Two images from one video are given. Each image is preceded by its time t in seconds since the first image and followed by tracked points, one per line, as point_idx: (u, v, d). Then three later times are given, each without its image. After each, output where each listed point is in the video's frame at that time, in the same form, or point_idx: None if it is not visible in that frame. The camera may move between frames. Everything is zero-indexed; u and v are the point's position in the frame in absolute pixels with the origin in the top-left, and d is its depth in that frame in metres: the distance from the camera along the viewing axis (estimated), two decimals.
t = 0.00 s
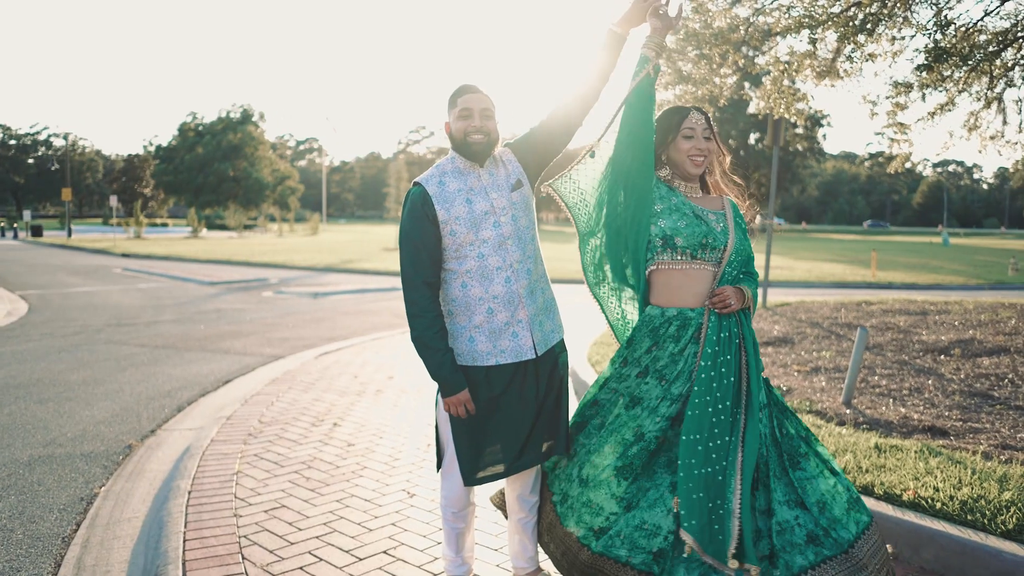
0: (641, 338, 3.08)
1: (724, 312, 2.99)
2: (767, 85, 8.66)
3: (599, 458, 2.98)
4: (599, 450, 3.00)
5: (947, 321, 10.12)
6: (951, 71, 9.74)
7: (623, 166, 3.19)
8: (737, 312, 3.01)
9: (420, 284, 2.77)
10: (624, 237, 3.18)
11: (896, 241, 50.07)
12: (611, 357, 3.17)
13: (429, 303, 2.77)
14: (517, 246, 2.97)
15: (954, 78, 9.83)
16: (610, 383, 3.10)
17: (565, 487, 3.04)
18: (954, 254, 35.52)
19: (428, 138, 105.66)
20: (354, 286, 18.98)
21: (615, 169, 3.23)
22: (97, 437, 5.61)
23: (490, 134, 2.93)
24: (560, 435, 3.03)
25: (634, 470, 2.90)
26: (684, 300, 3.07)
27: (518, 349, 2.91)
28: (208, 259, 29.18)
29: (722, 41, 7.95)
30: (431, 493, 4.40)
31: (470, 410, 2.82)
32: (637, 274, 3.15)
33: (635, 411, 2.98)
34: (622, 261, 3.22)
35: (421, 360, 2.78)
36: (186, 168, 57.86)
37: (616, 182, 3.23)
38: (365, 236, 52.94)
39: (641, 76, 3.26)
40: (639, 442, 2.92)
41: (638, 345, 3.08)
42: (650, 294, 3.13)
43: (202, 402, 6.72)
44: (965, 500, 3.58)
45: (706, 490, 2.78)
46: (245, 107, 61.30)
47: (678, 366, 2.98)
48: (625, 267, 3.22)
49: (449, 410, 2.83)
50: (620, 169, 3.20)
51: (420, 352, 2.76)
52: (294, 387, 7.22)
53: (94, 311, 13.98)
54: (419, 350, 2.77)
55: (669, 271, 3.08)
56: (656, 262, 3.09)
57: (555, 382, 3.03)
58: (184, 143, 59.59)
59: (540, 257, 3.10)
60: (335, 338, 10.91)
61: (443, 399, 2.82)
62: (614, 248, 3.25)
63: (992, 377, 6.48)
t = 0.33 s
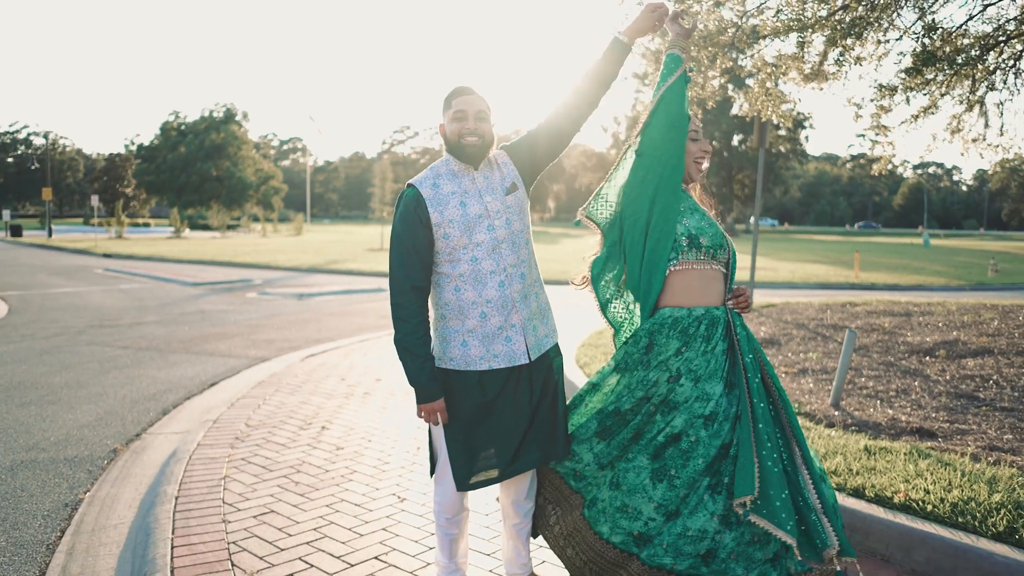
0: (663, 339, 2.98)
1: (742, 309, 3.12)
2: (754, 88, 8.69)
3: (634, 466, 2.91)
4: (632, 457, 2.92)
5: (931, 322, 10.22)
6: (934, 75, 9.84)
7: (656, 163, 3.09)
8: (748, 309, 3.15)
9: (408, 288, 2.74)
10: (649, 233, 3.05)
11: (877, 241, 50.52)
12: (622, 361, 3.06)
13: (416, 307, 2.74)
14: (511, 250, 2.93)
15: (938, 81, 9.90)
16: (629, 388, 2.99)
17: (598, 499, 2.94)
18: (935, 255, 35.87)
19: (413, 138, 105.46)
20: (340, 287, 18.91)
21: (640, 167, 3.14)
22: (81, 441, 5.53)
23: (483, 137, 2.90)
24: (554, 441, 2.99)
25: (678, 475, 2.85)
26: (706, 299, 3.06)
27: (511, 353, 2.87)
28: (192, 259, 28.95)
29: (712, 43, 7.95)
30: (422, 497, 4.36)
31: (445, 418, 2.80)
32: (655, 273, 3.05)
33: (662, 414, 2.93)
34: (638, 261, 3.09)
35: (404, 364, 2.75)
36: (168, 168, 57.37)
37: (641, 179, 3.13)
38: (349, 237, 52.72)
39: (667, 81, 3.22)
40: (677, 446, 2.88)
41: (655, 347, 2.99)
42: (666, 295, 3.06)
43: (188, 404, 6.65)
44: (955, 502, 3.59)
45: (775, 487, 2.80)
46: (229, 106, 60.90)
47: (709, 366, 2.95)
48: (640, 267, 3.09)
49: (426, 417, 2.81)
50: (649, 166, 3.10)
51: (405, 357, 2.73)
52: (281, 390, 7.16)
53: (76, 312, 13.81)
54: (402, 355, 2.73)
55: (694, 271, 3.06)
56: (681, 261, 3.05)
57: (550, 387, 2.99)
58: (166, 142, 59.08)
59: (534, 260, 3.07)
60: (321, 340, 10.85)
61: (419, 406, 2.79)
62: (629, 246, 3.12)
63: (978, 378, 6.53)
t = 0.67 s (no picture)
0: (703, 338, 2.75)
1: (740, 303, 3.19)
2: (740, 90, 8.72)
3: (691, 477, 2.68)
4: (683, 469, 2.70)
5: (915, 322, 10.32)
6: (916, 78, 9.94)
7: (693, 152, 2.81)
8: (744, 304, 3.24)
9: (397, 292, 2.71)
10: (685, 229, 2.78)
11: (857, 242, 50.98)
12: (652, 365, 2.80)
13: (404, 312, 2.71)
14: (505, 253, 2.90)
15: (921, 84, 10.00)
16: (670, 393, 2.75)
17: (653, 515, 2.72)
18: (915, 256, 36.28)
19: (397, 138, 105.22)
20: (324, 288, 18.79)
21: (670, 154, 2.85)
22: (63, 446, 5.45)
23: (478, 139, 2.88)
24: (548, 446, 2.94)
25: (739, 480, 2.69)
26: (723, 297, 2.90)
27: (505, 358, 2.83)
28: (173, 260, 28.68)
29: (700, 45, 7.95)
30: (413, 502, 4.32)
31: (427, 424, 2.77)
32: (684, 269, 2.80)
33: (712, 417, 2.71)
34: (665, 257, 2.80)
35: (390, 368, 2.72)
36: (149, 167, 56.82)
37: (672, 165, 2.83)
38: (332, 237, 52.47)
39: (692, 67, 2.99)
40: (730, 452, 2.70)
41: (698, 347, 2.75)
42: (689, 294, 2.82)
43: (173, 408, 6.57)
44: (946, 504, 3.61)
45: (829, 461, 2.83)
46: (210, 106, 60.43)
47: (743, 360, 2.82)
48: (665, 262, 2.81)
49: (409, 423, 2.78)
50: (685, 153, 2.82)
51: (393, 363, 2.69)
52: (267, 393, 7.10)
53: (56, 314, 13.63)
54: (389, 360, 2.70)
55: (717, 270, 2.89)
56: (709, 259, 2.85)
57: (544, 391, 2.95)
58: (147, 142, 58.53)
59: (528, 263, 3.04)
60: (306, 342, 10.77)
61: (400, 411, 2.75)
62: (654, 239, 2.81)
63: (962, 379, 6.58)
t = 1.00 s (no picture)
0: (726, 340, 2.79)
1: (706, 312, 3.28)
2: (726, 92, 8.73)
3: (751, 490, 2.68)
4: (725, 475, 2.71)
5: (899, 322, 10.40)
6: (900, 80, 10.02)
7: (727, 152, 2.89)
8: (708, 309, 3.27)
9: (388, 293, 2.68)
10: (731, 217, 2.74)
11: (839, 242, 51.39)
12: (676, 367, 2.77)
13: (396, 314, 2.67)
14: (499, 256, 2.87)
15: (904, 86, 10.07)
16: (703, 398, 2.72)
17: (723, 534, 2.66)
18: (896, 257, 36.65)
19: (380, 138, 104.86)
20: (307, 289, 18.66)
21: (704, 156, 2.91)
22: (45, 451, 5.35)
23: (474, 141, 2.86)
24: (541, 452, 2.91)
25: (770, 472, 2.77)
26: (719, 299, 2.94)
27: (499, 362, 2.81)
28: (154, 261, 28.37)
29: (689, 47, 7.93)
30: (404, 506, 4.28)
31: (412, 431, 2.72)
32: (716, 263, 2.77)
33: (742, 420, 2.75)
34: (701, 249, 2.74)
35: (378, 371, 2.68)
36: (129, 167, 56.24)
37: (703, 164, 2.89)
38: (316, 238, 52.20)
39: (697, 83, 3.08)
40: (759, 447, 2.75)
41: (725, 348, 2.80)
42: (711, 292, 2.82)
43: (157, 412, 6.49)
44: (937, 505, 3.62)
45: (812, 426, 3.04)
46: (192, 105, 59.89)
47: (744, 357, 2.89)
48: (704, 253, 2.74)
49: (396, 428, 2.73)
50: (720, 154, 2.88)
51: (384, 366, 2.65)
52: (253, 396, 7.03)
53: (36, 315, 13.44)
54: (379, 363, 2.66)
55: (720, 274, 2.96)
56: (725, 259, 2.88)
57: (539, 396, 2.93)
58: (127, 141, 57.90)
59: (522, 266, 3.01)
60: (291, 343, 10.68)
61: (395, 416, 2.71)
62: (702, 228, 2.73)
63: (948, 379, 6.63)
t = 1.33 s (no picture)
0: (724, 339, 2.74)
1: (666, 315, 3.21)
2: (712, 93, 8.73)
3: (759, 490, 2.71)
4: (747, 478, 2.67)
5: (885, 322, 10.47)
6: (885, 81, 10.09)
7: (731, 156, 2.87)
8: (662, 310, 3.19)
9: (383, 295, 2.63)
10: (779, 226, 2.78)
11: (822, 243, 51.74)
12: (693, 368, 2.62)
13: (391, 316, 2.63)
14: (494, 258, 2.84)
15: (889, 87, 10.13)
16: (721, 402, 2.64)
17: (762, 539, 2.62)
18: (877, 257, 37.03)
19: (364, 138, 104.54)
20: (292, 290, 18.53)
21: (710, 158, 2.84)
22: (26, 456, 5.26)
23: (469, 142, 2.82)
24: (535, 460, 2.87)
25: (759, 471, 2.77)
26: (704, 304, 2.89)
27: (493, 365, 2.78)
28: (135, 262, 28.06)
29: (676, 48, 7.93)
30: (394, 511, 4.23)
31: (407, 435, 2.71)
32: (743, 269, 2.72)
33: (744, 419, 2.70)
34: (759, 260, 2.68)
35: (375, 374, 2.65)
36: (110, 167, 55.66)
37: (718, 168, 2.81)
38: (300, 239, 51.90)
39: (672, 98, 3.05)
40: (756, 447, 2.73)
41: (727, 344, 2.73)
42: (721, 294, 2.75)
43: (141, 415, 6.40)
44: (928, 506, 3.62)
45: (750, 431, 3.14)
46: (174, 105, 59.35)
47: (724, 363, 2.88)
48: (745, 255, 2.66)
49: (392, 430, 2.71)
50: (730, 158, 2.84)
51: (378, 368, 2.62)
52: (239, 398, 6.95)
53: (16, 318, 13.23)
54: (375, 365, 2.62)
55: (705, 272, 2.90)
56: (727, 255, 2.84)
57: (533, 401, 2.90)
58: (108, 140, 57.26)
59: (516, 269, 2.98)
60: (277, 345, 10.59)
61: (391, 420, 2.68)
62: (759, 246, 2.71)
63: (934, 379, 6.67)
